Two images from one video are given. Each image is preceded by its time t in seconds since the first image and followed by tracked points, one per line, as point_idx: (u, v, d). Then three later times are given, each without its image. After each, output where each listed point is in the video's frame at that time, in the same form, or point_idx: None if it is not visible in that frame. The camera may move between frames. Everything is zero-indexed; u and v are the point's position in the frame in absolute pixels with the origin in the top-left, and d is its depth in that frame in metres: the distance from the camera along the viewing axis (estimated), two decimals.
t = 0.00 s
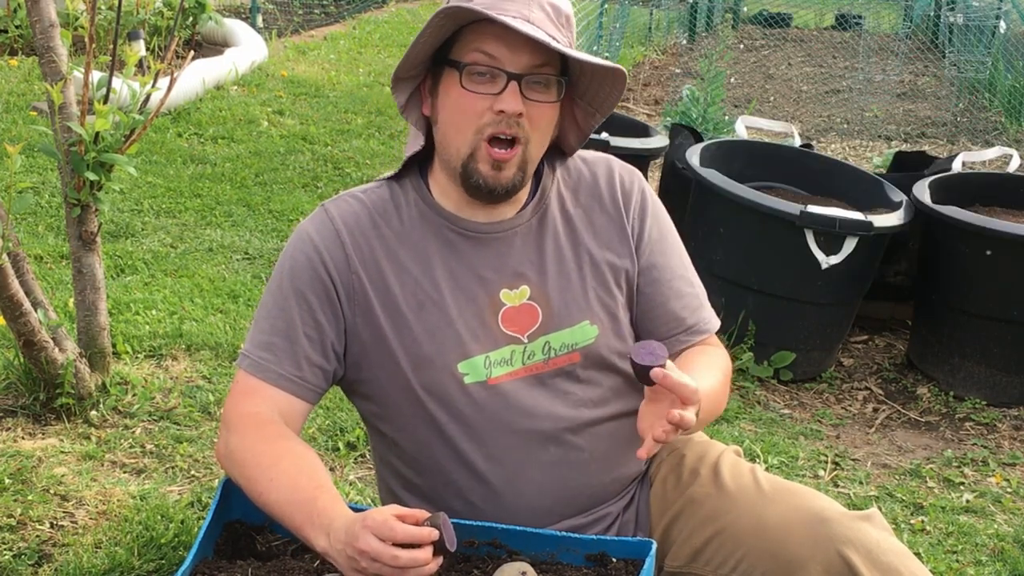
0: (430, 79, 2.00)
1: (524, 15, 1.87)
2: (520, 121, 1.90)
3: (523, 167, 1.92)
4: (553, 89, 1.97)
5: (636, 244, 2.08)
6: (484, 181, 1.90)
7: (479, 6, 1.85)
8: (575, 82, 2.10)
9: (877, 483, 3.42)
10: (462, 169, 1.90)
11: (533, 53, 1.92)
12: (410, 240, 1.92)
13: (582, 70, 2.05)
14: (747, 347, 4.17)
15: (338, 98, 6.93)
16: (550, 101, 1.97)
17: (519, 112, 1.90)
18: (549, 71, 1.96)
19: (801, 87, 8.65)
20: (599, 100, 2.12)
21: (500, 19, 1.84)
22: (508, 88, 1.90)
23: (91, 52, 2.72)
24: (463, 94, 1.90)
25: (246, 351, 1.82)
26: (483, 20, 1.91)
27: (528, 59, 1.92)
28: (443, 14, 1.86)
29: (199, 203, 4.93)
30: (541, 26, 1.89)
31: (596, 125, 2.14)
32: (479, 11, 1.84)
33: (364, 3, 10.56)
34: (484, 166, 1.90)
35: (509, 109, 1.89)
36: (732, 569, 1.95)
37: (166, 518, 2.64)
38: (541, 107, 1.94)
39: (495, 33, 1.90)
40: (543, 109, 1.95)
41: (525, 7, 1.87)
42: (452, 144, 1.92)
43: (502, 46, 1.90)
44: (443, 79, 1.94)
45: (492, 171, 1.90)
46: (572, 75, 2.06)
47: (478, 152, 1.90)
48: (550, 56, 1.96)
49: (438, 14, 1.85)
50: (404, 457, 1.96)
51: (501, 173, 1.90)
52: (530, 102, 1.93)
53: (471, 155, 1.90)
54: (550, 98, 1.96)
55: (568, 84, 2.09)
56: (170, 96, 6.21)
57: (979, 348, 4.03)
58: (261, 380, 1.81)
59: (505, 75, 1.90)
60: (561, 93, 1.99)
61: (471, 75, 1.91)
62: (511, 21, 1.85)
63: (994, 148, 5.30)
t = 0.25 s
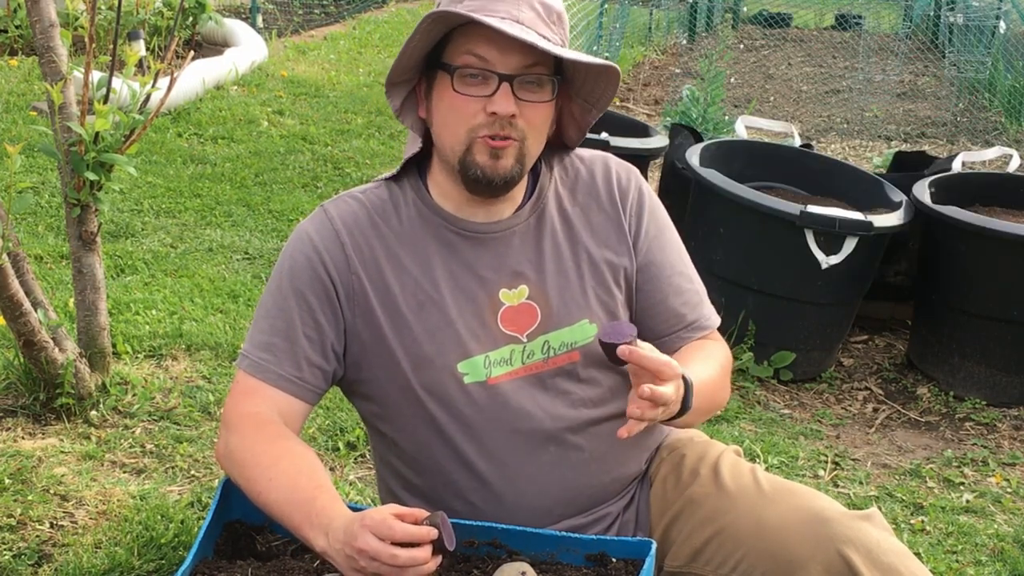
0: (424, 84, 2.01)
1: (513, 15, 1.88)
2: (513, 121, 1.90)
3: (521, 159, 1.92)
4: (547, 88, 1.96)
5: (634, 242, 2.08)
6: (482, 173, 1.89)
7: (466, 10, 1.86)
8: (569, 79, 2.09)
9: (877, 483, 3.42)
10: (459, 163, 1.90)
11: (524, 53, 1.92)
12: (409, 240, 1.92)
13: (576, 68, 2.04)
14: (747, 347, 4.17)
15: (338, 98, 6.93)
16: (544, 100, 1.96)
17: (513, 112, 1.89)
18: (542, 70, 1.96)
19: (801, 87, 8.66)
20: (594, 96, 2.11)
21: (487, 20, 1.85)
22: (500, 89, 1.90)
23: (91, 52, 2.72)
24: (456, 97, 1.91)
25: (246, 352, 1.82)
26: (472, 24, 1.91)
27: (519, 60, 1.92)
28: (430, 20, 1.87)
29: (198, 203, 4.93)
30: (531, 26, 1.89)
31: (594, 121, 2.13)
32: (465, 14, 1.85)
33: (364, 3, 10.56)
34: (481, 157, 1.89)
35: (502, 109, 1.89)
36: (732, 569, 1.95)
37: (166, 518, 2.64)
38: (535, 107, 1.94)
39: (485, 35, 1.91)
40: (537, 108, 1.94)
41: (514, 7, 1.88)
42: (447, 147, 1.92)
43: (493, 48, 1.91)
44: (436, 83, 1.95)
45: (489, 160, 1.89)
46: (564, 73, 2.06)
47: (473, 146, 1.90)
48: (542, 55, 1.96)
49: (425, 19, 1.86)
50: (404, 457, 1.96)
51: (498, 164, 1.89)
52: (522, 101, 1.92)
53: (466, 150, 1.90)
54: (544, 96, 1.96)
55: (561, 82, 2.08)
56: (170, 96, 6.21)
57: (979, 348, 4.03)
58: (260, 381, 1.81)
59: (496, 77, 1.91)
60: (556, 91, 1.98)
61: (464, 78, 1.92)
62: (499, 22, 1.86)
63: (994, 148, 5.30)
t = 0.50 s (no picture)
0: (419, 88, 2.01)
1: (504, 19, 1.89)
2: (506, 126, 1.90)
3: (516, 164, 1.91)
4: (540, 91, 1.96)
5: (637, 242, 2.07)
6: (477, 181, 1.89)
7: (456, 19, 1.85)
8: (565, 78, 2.08)
9: (877, 483, 3.42)
10: (455, 172, 1.90)
11: (516, 59, 1.91)
12: (412, 240, 1.92)
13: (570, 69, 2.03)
14: (747, 347, 4.17)
15: (338, 99, 6.93)
16: (538, 103, 1.96)
17: (506, 117, 1.89)
18: (535, 73, 1.95)
19: (801, 87, 8.66)
20: (591, 94, 2.10)
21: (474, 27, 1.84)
22: (492, 95, 1.90)
23: (91, 52, 2.72)
24: (448, 104, 1.90)
25: (249, 351, 1.82)
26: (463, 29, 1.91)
27: (511, 66, 1.91)
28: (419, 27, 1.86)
29: (198, 203, 4.92)
30: (522, 30, 1.91)
31: (593, 119, 2.13)
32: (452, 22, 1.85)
33: (364, 3, 10.55)
34: (477, 167, 1.89)
35: (494, 115, 1.88)
36: (733, 569, 1.96)
37: (166, 518, 2.64)
38: (528, 110, 1.94)
39: (476, 41, 1.90)
40: (531, 112, 1.94)
41: (504, 11, 1.89)
42: (442, 152, 1.92)
43: (484, 54, 1.90)
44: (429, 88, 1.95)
45: (485, 171, 1.89)
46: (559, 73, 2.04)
47: (469, 154, 1.89)
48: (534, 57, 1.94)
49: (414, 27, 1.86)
50: (405, 457, 1.96)
51: (494, 173, 1.89)
52: (515, 106, 1.92)
53: (462, 158, 1.89)
54: (537, 100, 1.95)
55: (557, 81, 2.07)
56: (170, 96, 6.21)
57: (979, 348, 4.03)
58: (263, 380, 1.81)
59: (488, 82, 1.90)
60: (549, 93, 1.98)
61: (456, 84, 1.91)
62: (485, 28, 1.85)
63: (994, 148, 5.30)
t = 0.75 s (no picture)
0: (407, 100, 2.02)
1: (475, 20, 1.89)
2: (491, 126, 1.89)
3: (507, 162, 1.91)
4: (523, 86, 1.94)
5: (637, 244, 2.06)
6: (470, 184, 1.88)
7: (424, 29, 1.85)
8: (549, 70, 2.06)
9: (877, 483, 3.42)
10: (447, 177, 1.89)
11: (492, 58, 1.90)
12: (412, 241, 1.92)
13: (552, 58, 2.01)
14: (747, 347, 4.17)
15: (338, 98, 6.93)
16: (523, 97, 1.94)
17: (489, 117, 1.88)
18: (516, 69, 1.94)
19: (801, 87, 8.66)
20: (578, 84, 2.08)
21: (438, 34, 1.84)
22: (472, 97, 1.90)
23: (91, 52, 2.71)
24: (431, 111, 1.91)
25: (249, 352, 1.82)
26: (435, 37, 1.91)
27: (488, 65, 1.90)
28: (389, 42, 1.88)
29: (198, 203, 4.92)
30: (493, 27, 1.90)
31: (585, 108, 2.11)
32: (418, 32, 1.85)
33: (364, 3, 10.55)
34: (468, 171, 1.88)
35: (477, 116, 1.87)
36: (733, 568, 1.96)
37: (166, 518, 2.64)
38: (512, 107, 1.92)
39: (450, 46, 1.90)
40: (517, 108, 1.92)
41: (474, 12, 1.90)
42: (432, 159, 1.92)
43: (459, 58, 1.90)
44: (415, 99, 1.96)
45: (475, 173, 1.88)
46: (542, 67, 2.03)
47: (458, 158, 1.88)
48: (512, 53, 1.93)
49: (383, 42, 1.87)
50: (405, 457, 1.96)
51: (484, 173, 1.88)
52: (498, 104, 1.91)
53: (452, 162, 1.89)
54: (522, 94, 1.94)
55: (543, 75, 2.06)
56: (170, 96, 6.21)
57: (979, 348, 4.03)
58: (263, 381, 1.81)
59: (467, 86, 1.90)
60: (534, 86, 1.96)
61: (436, 91, 1.91)
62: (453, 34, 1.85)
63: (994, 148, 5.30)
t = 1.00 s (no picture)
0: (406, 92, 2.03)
1: (477, 11, 1.87)
2: (491, 114, 1.89)
3: (506, 150, 1.91)
4: (524, 76, 1.94)
5: (635, 246, 2.06)
6: (468, 172, 1.88)
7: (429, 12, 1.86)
8: (549, 66, 2.07)
9: (877, 483, 3.42)
10: (445, 165, 1.89)
11: (494, 45, 1.91)
12: (409, 241, 1.92)
13: (552, 50, 2.02)
14: (747, 347, 4.17)
15: (338, 98, 6.93)
16: (523, 87, 1.94)
17: (489, 105, 1.88)
18: (517, 59, 1.94)
19: (801, 87, 8.66)
20: (577, 80, 2.09)
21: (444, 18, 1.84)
22: (473, 84, 1.89)
23: (91, 52, 2.71)
24: (431, 98, 1.90)
25: (247, 353, 1.82)
26: (438, 25, 1.92)
27: (490, 53, 1.91)
28: (391, 29, 1.88)
29: (198, 203, 4.92)
30: (497, 18, 1.89)
31: (583, 105, 2.12)
32: (423, 15, 1.85)
33: (364, 3, 10.55)
34: (466, 158, 1.88)
35: (477, 103, 1.88)
36: (732, 569, 1.96)
37: (166, 518, 2.64)
38: (512, 96, 1.92)
39: (453, 33, 1.91)
40: (517, 97, 1.92)
41: (477, 2, 1.88)
42: (431, 149, 1.91)
43: (461, 45, 1.90)
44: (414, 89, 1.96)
45: (474, 160, 1.88)
46: (542, 61, 2.04)
47: (457, 146, 1.89)
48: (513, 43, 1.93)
49: (384, 28, 1.88)
50: (404, 457, 1.96)
51: (484, 161, 1.88)
52: (499, 93, 1.91)
53: (451, 150, 1.89)
54: (522, 85, 1.94)
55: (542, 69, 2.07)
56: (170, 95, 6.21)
57: (979, 348, 4.03)
58: (262, 381, 1.81)
59: (469, 73, 1.90)
60: (534, 77, 1.96)
61: (437, 78, 1.91)
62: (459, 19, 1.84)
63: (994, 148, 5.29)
